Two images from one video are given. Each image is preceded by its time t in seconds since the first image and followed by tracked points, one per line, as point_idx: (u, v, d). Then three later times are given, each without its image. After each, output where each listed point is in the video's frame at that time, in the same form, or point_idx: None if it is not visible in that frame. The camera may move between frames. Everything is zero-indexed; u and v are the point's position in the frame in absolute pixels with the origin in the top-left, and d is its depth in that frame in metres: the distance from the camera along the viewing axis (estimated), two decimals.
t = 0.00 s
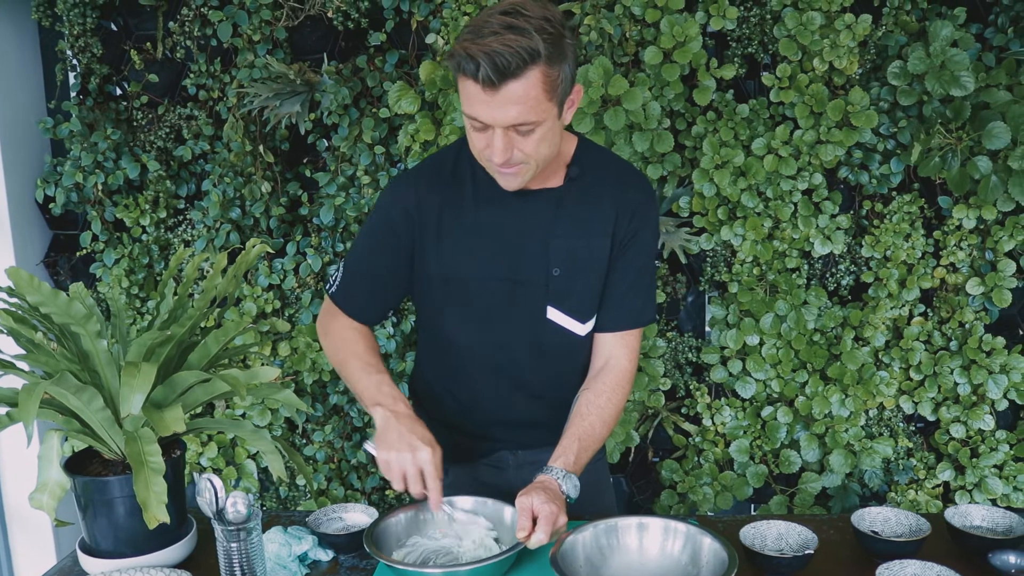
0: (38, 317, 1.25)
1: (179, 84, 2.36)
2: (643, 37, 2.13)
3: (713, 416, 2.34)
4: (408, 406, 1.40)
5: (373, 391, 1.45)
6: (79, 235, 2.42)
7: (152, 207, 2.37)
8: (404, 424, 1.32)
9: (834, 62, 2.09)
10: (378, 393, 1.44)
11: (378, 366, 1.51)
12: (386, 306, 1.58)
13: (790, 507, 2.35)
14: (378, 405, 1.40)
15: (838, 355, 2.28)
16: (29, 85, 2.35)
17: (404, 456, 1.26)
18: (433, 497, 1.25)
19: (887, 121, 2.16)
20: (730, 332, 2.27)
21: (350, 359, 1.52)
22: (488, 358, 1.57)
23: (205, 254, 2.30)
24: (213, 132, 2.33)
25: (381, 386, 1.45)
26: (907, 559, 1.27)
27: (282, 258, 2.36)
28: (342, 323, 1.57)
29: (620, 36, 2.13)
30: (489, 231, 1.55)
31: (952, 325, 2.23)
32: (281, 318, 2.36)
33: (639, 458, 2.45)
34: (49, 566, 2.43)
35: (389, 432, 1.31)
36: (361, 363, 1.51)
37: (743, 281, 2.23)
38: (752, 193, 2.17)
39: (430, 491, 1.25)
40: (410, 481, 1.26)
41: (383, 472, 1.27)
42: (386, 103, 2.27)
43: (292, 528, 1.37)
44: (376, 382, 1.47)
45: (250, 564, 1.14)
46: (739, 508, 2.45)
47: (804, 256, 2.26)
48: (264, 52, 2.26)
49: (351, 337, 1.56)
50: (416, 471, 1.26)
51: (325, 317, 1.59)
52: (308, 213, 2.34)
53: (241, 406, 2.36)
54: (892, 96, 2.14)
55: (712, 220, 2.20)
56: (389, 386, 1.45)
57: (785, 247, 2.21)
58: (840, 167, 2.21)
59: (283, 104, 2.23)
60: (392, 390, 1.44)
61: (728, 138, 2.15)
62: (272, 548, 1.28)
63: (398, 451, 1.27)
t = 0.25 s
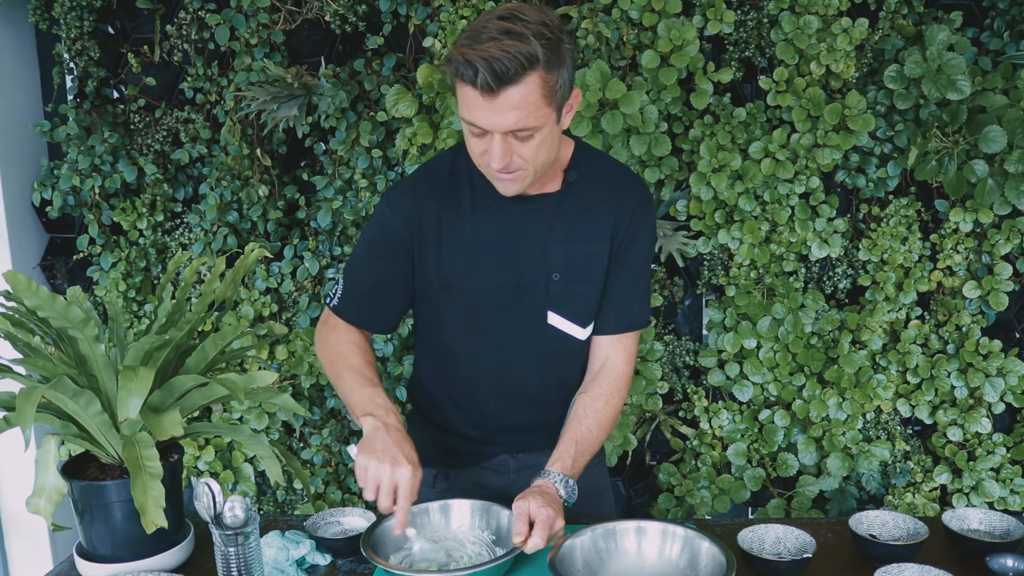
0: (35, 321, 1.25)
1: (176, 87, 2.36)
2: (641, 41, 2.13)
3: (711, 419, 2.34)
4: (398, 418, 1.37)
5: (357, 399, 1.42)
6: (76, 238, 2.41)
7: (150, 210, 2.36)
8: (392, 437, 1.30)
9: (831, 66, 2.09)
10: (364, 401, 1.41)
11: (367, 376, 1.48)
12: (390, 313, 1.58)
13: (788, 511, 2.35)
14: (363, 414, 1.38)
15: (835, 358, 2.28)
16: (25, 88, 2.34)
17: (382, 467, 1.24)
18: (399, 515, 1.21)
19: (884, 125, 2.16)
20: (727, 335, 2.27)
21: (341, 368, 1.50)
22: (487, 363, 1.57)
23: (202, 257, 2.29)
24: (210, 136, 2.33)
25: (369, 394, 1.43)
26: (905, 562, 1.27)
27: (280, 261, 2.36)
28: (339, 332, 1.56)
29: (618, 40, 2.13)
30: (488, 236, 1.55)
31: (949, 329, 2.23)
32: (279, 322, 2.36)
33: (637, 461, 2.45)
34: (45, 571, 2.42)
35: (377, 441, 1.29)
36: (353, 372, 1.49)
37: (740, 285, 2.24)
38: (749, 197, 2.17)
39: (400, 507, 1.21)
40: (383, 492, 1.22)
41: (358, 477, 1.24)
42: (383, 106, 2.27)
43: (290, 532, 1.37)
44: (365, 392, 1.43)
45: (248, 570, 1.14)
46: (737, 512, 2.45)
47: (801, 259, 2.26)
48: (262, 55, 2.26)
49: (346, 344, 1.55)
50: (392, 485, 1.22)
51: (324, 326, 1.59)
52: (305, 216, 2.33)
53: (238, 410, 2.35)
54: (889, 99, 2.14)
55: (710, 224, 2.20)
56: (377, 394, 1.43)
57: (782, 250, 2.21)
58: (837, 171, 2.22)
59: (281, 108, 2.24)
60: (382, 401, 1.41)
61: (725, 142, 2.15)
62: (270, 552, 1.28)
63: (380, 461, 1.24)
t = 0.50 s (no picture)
0: (33, 326, 1.25)
1: (174, 92, 2.36)
2: (638, 46, 2.13)
3: (709, 423, 2.34)
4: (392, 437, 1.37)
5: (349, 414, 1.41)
6: (73, 242, 2.41)
7: (147, 214, 2.36)
8: (387, 455, 1.31)
9: (828, 71, 2.10)
10: (358, 417, 1.41)
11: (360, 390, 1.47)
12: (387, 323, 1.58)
13: (786, 515, 2.35)
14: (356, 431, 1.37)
15: (833, 363, 2.29)
16: (23, 93, 2.34)
17: (377, 482, 1.24)
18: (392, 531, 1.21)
19: (881, 130, 2.16)
20: (725, 340, 2.27)
21: (333, 380, 1.48)
22: (486, 369, 1.57)
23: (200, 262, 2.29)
24: (208, 140, 2.33)
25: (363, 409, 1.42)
26: (902, 567, 1.27)
27: (277, 266, 2.36)
28: (334, 345, 1.54)
29: (615, 45, 2.13)
30: (489, 241, 1.55)
31: (946, 333, 2.24)
32: (276, 326, 2.36)
33: (634, 465, 2.45)
34: None
35: (371, 459, 1.29)
36: (345, 386, 1.47)
37: (738, 289, 2.24)
38: (746, 201, 2.18)
39: (396, 523, 1.22)
40: (375, 509, 1.22)
41: (348, 496, 1.24)
42: (381, 111, 2.27)
43: (287, 537, 1.36)
44: (359, 409, 1.42)
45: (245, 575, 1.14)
46: (734, 517, 2.45)
47: (798, 264, 2.27)
48: (260, 59, 2.26)
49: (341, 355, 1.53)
50: (385, 502, 1.23)
51: (320, 338, 1.57)
52: (303, 220, 2.33)
53: (236, 414, 2.35)
54: (886, 104, 2.15)
55: (707, 228, 2.21)
56: (371, 411, 1.42)
57: (780, 255, 2.21)
58: (834, 176, 2.22)
59: (279, 112, 2.24)
60: (376, 418, 1.40)
61: (722, 147, 2.16)
62: (267, 558, 1.27)
63: (372, 478, 1.24)
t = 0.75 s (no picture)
0: (31, 327, 1.25)
1: (172, 92, 2.35)
2: (637, 47, 2.13)
3: (708, 424, 2.34)
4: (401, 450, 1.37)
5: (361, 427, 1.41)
6: (71, 243, 2.41)
7: (146, 215, 2.36)
8: (397, 468, 1.30)
9: (827, 71, 2.10)
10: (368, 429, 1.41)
11: (369, 401, 1.47)
12: (387, 323, 1.57)
13: (785, 516, 2.35)
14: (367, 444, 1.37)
15: (832, 363, 2.29)
16: (21, 93, 2.34)
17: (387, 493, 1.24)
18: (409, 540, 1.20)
19: (880, 130, 2.16)
20: (724, 340, 2.27)
21: (344, 390, 1.48)
22: (483, 369, 1.57)
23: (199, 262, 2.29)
24: (206, 141, 2.33)
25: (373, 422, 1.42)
26: (902, 568, 1.26)
27: (276, 266, 2.35)
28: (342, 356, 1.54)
29: (614, 46, 2.13)
30: (484, 242, 1.55)
31: (945, 333, 2.23)
32: (275, 327, 2.35)
33: (633, 466, 2.44)
34: None
35: (381, 472, 1.28)
36: (357, 400, 1.47)
37: (737, 290, 2.24)
38: (745, 202, 2.17)
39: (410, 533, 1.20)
40: (390, 521, 1.22)
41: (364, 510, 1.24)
42: (380, 111, 2.27)
43: (286, 538, 1.36)
44: (369, 421, 1.43)
45: None
46: (733, 518, 2.45)
47: (797, 264, 2.27)
48: (258, 60, 2.25)
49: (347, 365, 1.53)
50: (399, 512, 1.22)
51: (325, 349, 1.56)
52: (301, 221, 2.33)
53: (234, 415, 2.35)
54: (885, 105, 2.15)
55: (706, 229, 2.21)
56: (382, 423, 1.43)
57: (779, 255, 2.21)
58: (833, 176, 2.22)
59: (278, 112, 2.23)
60: (387, 431, 1.40)
61: (721, 147, 2.16)
62: (267, 559, 1.27)
63: (384, 490, 1.24)
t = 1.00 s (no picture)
0: (31, 329, 1.25)
1: (172, 94, 2.35)
2: (636, 48, 2.14)
3: (708, 425, 2.34)
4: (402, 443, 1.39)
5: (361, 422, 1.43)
6: (71, 244, 2.41)
7: (146, 216, 2.36)
8: (396, 460, 1.32)
9: (826, 72, 2.10)
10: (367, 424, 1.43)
11: (368, 398, 1.49)
12: (381, 327, 1.58)
13: (784, 517, 2.35)
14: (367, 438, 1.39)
15: (831, 364, 2.29)
16: (21, 95, 2.34)
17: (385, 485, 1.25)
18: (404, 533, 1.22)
19: (879, 131, 2.17)
20: (724, 341, 2.27)
21: (343, 389, 1.50)
22: (475, 370, 1.57)
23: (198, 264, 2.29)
24: (206, 142, 2.33)
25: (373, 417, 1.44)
26: (902, 568, 1.26)
27: (275, 268, 2.35)
28: (340, 358, 1.56)
29: (613, 47, 2.14)
30: (474, 242, 1.55)
31: (945, 334, 2.24)
32: (274, 328, 2.35)
33: (633, 467, 2.44)
34: None
35: (381, 463, 1.30)
36: (355, 395, 1.49)
37: (736, 291, 2.24)
38: (745, 203, 2.18)
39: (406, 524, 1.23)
40: (387, 513, 1.23)
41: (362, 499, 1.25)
42: (379, 113, 2.27)
43: (286, 539, 1.37)
44: (368, 416, 1.45)
45: None
46: (733, 518, 2.45)
47: (797, 265, 2.27)
48: (257, 61, 2.26)
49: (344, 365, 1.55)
50: (396, 505, 1.24)
51: (322, 353, 1.58)
52: (301, 222, 2.33)
53: (234, 416, 2.34)
54: (884, 106, 2.15)
55: (705, 230, 2.21)
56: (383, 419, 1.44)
57: (778, 256, 2.22)
58: (832, 177, 2.23)
59: (277, 114, 2.23)
60: (387, 425, 1.42)
61: (721, 148, 2.16)
62: (267, 560, 1.28)
63: (384, 481, 1.26)
